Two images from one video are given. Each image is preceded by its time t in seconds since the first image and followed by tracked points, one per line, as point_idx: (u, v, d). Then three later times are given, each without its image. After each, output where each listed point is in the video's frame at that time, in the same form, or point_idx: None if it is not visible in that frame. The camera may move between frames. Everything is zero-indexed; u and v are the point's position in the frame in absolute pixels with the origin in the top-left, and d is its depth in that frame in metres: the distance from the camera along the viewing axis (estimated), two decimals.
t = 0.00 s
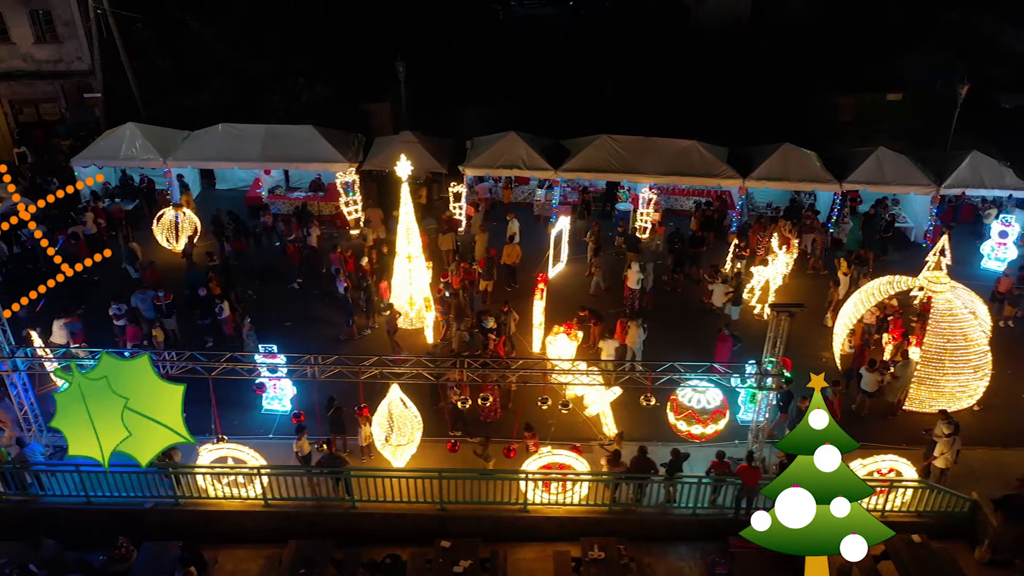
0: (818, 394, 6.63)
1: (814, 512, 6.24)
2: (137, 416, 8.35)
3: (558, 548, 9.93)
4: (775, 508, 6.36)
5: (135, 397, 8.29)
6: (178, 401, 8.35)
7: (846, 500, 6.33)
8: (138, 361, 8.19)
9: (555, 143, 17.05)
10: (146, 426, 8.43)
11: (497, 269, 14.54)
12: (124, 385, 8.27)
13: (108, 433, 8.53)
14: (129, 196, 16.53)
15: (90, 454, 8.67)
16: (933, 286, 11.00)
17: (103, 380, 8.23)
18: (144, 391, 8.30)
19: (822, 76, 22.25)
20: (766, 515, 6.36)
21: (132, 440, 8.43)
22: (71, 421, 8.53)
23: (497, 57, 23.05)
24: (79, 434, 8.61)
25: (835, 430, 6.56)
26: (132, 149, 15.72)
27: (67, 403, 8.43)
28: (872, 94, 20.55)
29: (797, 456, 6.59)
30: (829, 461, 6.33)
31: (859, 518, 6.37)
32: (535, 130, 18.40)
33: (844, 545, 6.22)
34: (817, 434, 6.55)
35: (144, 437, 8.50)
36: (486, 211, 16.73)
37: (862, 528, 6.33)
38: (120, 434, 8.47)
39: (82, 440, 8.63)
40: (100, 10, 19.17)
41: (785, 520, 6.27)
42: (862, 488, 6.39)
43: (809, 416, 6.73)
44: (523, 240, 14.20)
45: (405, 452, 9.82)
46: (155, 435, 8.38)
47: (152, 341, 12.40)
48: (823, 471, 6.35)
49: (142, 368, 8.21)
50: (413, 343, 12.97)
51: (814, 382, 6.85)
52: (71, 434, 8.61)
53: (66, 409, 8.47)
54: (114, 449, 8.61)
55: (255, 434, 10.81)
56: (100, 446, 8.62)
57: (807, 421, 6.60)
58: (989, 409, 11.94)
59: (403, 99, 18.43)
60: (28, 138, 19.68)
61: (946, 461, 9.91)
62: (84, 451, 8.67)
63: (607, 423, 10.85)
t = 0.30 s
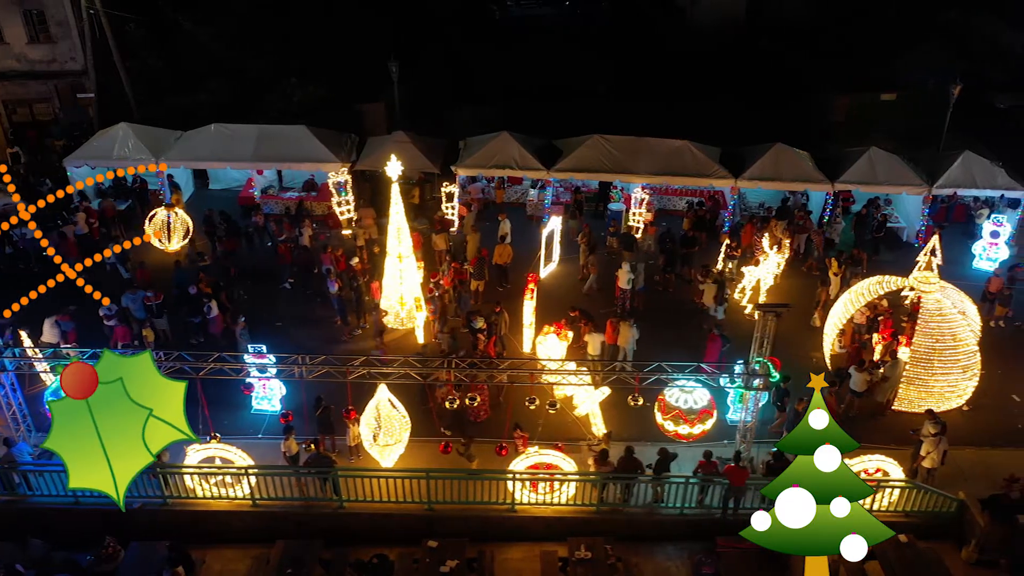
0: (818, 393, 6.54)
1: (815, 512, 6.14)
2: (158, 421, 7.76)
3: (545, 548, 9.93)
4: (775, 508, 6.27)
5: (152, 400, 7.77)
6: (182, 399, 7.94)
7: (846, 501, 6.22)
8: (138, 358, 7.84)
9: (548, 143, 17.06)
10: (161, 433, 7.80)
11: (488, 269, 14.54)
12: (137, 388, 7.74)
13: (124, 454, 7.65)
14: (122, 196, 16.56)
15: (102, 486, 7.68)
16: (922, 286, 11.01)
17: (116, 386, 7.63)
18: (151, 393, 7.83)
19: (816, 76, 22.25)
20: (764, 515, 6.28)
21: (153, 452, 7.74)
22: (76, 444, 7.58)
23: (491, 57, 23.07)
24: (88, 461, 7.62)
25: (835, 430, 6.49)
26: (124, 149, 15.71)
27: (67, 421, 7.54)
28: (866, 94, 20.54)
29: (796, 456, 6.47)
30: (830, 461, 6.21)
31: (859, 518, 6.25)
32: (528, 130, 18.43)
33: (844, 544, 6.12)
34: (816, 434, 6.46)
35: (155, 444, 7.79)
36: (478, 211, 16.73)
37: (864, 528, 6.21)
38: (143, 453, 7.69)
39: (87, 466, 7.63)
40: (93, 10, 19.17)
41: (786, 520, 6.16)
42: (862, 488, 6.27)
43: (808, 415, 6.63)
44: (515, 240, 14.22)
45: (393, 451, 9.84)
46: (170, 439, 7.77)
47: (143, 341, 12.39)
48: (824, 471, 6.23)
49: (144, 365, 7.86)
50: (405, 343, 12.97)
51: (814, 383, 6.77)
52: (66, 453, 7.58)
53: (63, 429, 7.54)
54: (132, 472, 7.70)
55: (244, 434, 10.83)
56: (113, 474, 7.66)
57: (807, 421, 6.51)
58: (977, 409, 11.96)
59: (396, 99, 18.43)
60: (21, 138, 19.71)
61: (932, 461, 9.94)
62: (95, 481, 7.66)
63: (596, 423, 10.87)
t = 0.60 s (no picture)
0: (817, 393, 6.59)
1: (814, 512, 6.28)
2: (158, 421, 7.81)
3: (528, 548, 9.94)
4: (775, 508, 6.39)
5: (152, 401, 7.82)
6: (183, 400, 7.95)
7: (846, 500, 6.37)
8: (139, 360, 7.88)
9: (538, 143, 17.07)
10: (162, 433, 7.87)
11: (477, 269, 14.54)
12: (138, 389, 7.81)
13: (124, 454, 7.79)
14: (112, 196, 16.55)
15: (104, 484, 7.85)
16: (907, 286, 11.03)
17: (115, 388, 7.73)
18: (152, 392, 7.86)
19: (809, 76, 22.23)
20: (763, 515, 6.37)
21: (154, 452, 7.84)
22: (80, 443, 7.72)
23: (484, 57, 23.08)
24: (88, 461, 7.78)
25: (835, 429, 6.57)
26: (114, 150, 15.73)
27: (67, 421, 7.67)
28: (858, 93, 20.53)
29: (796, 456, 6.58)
30: (829, 461, 6.34)
31: (859, 518, 6.39)
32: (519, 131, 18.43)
33: (844, 544, 6.24)
34: (816, 434, 6.54)
35: (156, 443, 7.86)
36: (468, 211, 16.74)
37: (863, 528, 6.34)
38: (142, 453, 7.81)
39: (91, 465, 7.78)
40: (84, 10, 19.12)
41: (785, 521, 6.29)
42: (861, 488, 6.41)
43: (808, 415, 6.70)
44: (504, 241, 14.24)
45: (377, 452, 9.85)
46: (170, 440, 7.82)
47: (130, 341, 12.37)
48: (824, 471, 6.36)
49: (145, 366, 7.91)
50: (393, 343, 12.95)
51: (813, 381, 6.84)
52: (72, 454, 7.73)
53: (66, 429, 7.69)
54: (131, 471, 7.86)
55: (229, 434, 10.83)
56: (114, 472, 7.82)
57: (807, 419, 6.59)
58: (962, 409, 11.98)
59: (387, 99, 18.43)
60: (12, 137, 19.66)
61: (914, 461, 10.00)
62: (99, 479, 7.83)
63: (581, 423, 10.90)
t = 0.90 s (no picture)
0: (813, 395, 6.77)
1: (809, 511, 6.08)
2: (153, 427, 7.74)
3: (513, 548, 9.95)
4: (770, 509, 6.23)
5: (148, 406, 7.74)
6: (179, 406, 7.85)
7: (841, 501, 6.24)
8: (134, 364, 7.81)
9: (529, 143, 17.07)
10: (158, 439, 7.79)
11: (467, 269, 14.56)
12: (133, 394, 7.74)
13: (120, 459, 7.72)
14: (103, 197, 16.52)
15: (100, 489, 7.80)
16: (894, 286, 11.02)
17: (110, 393, 7.68)
18: (149, 397, 7.79)
19: (801, 75, 22.22)
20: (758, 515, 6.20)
21: (149, 458, 7.76)
22: (76, 448, 7.69)
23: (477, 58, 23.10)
24: (83, 467, 7.74)
25: (829, 430, 6.82)
26: (106, 150, 15.73)
27: (63, 427, 7.63)
28: (850, 93, 20.55)
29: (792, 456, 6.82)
30: (824, 460, 6.33)
31: (854, 518, 6.20)
32: (511, 131, 18.45)
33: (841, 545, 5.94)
34: (812, 434, 6.75)
35: (151, 448, 7.78)
36: (459, 211, 16.74)
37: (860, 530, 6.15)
38: (138, 458, 7.73)
39: (88, 470, 7.73)
40: (76, 10, 19.08)
41: (781, 520, 6.06)
42: (856, 488, 6.33)
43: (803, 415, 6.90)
44: (493, 241, 14.24)
45: (364, 452, 9.85)
46: (165, 446, 7.74)
47: (118, 341, 12.29)
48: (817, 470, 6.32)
49: (141, 371, 7.83)
50: (382, 344, 12.94)
51: (809, 382, 7.04)
52: (69, 459, 7.69)
53: (62, 434, 7.63)
54: (128, 477, 7.80)
55: (216, 433, 10.83)
56: (110, 477, 7.77)
57: (802, 420, 6.79)
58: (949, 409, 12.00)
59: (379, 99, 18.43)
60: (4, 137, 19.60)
61: (898, 460, 10.03)
62: (96, 484, 7.79)
63: (568, 423, 10.91)
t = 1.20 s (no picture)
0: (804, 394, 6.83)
1: (798, 512, 6.26)
2: (142, 424, 7.67)
3: (498, 549, 9.95)
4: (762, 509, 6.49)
5: (137, 402, 7.68)
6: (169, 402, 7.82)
7: (831, 501, 6.47)
8: (124, 360, 7.73)
9: (520, 144, 17.06)
10: (147, 436, 7.73)
11: (456, 269, 14.55)
12: (122, 391, 7.66)
13: (109, 455, 7.63)
14: (94, 198, 16.51)
15: (89, 486, 7.72)
16: (881, 287, 11.03)
17: (99, 390, 7.56)
18: (138, 394, 7.73)
19: (795, 74, 22.20)
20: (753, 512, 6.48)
21: (139, 454, 7.70)
22: (66, 444, 7.59)
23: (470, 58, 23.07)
24: (71, 464, 7.62)
25: (820, 430, 6.85)
26: (96, 150, 15.73)
27: (52, 424, 7.54)
28: (842, 93, 20.55)
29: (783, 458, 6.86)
30: (815, 461, 6.50)
31: (846, 518, 6.47)
32: (503, 131, 18.46)
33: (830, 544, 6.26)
34: (802, 434, 6.80)
35: (139, 445, 7.70)
36: (450, 211, 16.72)
37: (848, 527, 6.48)
38: (128, 455, 7.66)
39: (78, 466, 7.65)
40: (67, 10, 19.02)
41: (771, 521, 6.28)
42: (847, 488, 6.58)
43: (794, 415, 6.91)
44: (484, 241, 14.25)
45: (350, 452, 9.87)
46: (154, 442, 7.68)
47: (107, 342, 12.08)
48: (808, 471, 6.54)
49: (131, 368, 7.75)
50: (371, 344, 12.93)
51: (799, 382, 7.07)
52: (59, 456, 7.61)
53: (51, 431, 7.55)
54: (117, 474, 7.72)
55: (202, 434, 10.84)
56: (99, 474, 7.68)
57: (792, 420, 6.82)
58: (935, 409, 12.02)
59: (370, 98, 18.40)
60: None
61: (883, 460, 10.05)
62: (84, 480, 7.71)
63: (554, 424, 10.93)
